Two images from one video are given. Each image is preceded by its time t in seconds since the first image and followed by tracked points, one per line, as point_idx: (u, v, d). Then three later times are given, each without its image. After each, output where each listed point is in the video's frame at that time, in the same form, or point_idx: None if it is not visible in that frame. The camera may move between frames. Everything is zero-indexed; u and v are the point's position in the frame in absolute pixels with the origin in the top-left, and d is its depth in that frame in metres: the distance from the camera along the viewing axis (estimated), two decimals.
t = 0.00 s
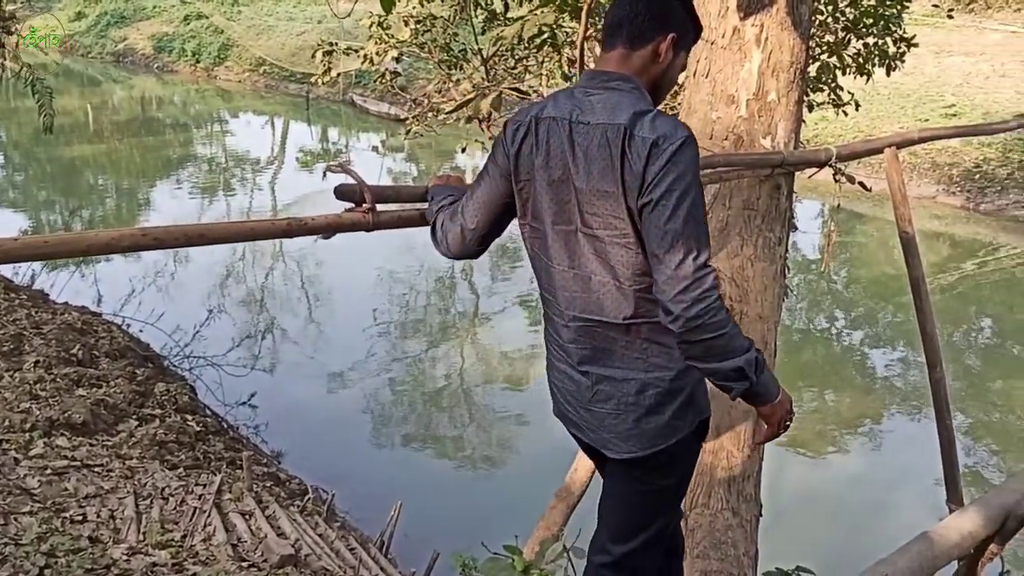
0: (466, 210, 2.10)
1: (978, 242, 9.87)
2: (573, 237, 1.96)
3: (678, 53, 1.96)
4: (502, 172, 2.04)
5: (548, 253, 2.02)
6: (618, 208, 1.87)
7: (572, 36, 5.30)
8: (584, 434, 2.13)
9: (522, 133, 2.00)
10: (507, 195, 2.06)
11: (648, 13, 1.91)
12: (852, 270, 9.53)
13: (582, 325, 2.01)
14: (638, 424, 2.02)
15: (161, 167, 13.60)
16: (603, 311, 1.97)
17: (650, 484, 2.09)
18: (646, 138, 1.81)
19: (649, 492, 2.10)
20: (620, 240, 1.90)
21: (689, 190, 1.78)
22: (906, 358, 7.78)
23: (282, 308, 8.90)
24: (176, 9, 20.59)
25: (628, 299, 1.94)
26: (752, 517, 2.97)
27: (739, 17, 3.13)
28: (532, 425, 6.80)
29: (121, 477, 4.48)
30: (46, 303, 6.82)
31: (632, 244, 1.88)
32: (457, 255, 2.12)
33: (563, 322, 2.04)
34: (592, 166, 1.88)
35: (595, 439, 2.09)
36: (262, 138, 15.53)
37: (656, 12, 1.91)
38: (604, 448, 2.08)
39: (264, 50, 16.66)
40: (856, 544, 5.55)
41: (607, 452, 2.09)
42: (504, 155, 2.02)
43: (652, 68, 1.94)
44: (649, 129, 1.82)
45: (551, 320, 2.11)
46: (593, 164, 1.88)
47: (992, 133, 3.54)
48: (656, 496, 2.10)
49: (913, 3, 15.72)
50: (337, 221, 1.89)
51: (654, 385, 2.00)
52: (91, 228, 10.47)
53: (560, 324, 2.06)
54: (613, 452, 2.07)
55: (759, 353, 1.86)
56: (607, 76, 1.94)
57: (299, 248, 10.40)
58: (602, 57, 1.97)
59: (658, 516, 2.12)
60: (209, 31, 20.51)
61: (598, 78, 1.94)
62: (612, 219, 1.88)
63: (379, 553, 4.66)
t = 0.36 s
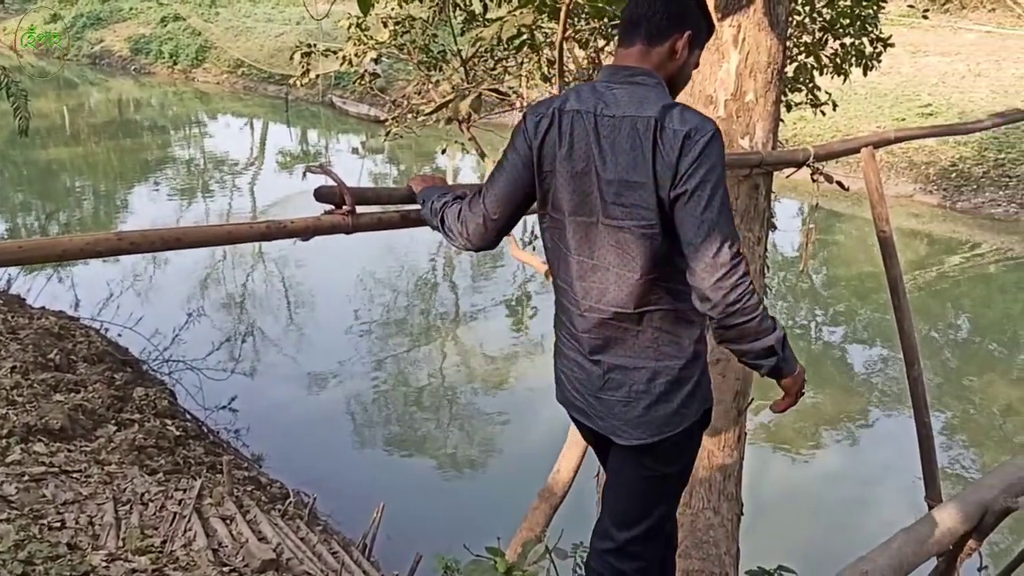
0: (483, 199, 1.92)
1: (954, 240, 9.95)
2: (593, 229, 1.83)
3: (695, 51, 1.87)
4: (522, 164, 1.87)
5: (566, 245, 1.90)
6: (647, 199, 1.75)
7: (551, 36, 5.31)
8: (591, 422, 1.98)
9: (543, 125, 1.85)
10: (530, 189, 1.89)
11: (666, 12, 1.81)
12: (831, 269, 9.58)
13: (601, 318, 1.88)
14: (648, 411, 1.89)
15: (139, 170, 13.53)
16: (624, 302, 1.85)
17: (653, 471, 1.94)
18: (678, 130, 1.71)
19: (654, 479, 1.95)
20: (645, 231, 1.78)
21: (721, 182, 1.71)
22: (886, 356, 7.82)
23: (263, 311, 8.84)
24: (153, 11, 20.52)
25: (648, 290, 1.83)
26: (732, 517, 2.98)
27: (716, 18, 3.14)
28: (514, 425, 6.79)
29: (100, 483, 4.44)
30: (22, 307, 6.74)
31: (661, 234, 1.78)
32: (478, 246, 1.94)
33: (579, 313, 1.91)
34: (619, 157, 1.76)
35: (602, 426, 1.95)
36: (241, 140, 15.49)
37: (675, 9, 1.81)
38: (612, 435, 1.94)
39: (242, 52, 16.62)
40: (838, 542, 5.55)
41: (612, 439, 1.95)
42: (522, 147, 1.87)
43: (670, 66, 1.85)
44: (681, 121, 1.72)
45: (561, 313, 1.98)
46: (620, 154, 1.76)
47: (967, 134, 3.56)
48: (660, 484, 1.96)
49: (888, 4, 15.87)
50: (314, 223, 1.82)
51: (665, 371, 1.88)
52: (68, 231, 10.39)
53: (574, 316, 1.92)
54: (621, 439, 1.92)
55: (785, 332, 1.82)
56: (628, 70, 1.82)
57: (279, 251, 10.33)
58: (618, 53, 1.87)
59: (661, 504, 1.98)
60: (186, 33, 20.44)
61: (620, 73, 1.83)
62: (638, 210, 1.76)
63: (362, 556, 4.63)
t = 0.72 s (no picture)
0: (494, 189, 1.81)
1: (933, 237, 10.02)
2: (607, 220, 1.75)
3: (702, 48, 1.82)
4: (533, 158, 1.77)
5: (580, 237, 1.80)
6: (667, 189, 1.67)
7: (531, 37, 5.32)
8: (607, 414, 1.89)
9: (555, 120, 1.75)
10: (541, 183, 1.79)
11: (672, 8, 1.76)
12: (813, 267, 9.62)
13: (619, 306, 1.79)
14: (664, 400, 1.81)
15: (119, 172, 13.45)
16: (644, 292, 1.77)
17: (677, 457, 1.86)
18: (695, 121, 1.65)
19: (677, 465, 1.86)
20: (665, 219, 1.70)
21: (742, 171, 1.65)
22: (866, 353, 7.87)
23: (244, 314, 8.81)
24: (132, 12, 20.42)
25: (667, 279, 1.75)
26: (716, 516, 2.98)
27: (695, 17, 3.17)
28: (497, 425, 6.78)
29: (80, 488, 4.40)
30: None
31: (681, 223, 1.70)
32: (487, 237, 1.84)
33: (596, 303, 1.82)
34: (637, 148, 1.68)
35: (617, 416, 1.86)
36: (222, 141, 15.44)
37: (682, 6, 1.76)
38: (628, 425, 1.86)
39: (222, 53, 16.56)
40: (818, 537, 5.60)
41: (630, 429, 1.85)
42: (532, 141, 1.77)
43: (678, 64, 1.78)
44: (698, 112, 1.65)
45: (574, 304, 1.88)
46: (636, 145, 1.68)
47: (945, 132, 3.58)
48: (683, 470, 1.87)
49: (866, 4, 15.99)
50: (297, 226, 1.75)
51: (680, 360, 1.81)
52: (47, 234, 10.31)
53: (591, 305, 1.84)
54: (640, 427, 1.84)
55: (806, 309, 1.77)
56: (639, 64, 1.75)
57: (261, 252, 10.27)
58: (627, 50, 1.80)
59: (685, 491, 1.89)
60: (165, 34, 20.34)
61: (631, 67, 1.75)
62: (656, 200, 1.68)
63: (346, 559, 4.62)
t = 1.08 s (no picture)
0: (492, 184, 1.86)
1: (906, 236, 10.11)
2: (601, 213, 1.75)
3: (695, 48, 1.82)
4: (527, 155, 1.81)
5: (574, 231, 1.81)
6: (653, 180, 1.67)
7: (507, 39, 5.31)
8: (608, 405, 1.88)
9: (548, 118, 1.78)
10: (535, 180, 1.82)
11: (665, 9, 1.77)
12: (788, 267, 9.69)
13: (615, 297, 1.80)
14: (668, 387, 1.82)
15: (91, 176, 13.32)
16: (638, 284, 1.77)
17: (677, 436, 1.88)
18: (680, 115, 1.65)
19: (677, 443, 1.89)
20: (653, 210, 1.70)
21: (727, 162, 1.65)
22: (842, 351, 7.92)
23: (220, 318, 8.75)
24: (104, 14, 20.23)
25: (660, 269, 1.75)
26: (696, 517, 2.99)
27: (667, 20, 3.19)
28: (476, 427, 6.78)
29: (53, 496, 4.36)
30: None
31: (670, 214, 1.70)
32: (485, 233, 1.90)
33: (593, 295, 1.83)
34: (624, 141, 1.69)
35: (621, 405, 1.86)
36: (196, 144, 15.34)
37: (675, 6, 1.76)
38: (631, 414, 1.85)
39: (195, 55, 16.45)
40: (796, 534, 5.62)
41: (635, 416, 1.85)
42: (526, 139, 1.80)
43: (670, 63, 1.79)
44: (684, 106, 1.66)
45: (573, 300, 1.89)
46: (624, 139, 1.69)
47: (916, 133, 3.61)
48: (683, 448, 1.90)
49: (838, 5, 16.11)
50: (269, 230, 1.72)
51: (680, 351, 1.80)
52: (18, 239, 10.19)
53: (588, 298, 1.84)
54: (645, 414, 1.84)
55: (796, 303, 1.76)
56: (630, 63, 1.77)
57: (237, 255, 10.21)
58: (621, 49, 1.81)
59: (684, 468, 1.92)
60: (137, 36, 20.14)
61: (622, 66, 1.77)
62: (645, 192, 1.69)
63: (324, 565, 4.60)
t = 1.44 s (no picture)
0: (486, 186, 1.85)
1: (881, 235, 10.20)
2: (594, 212, 1.76)
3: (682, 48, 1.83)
4: (519, 156, 1.81)
5: (566, 231, 1.82)
6: (644, 179, 1.69)
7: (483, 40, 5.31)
8: (604, 400, 1.89)
9: (540, 119, 1.79)
10: (528, 180, 1.82)
11: (654, 9, 1.78)
12: (764, 267, 9.75)
13: (610, 295, 1.81)
14: (665, 380, 1.83)
15: (65, 179, 13.20)
16: (632, 281, 1.78)
17: (672, 428, 1.89)
18: (666, 116, 1.67)
19: (673, 435, 1.90)
20: (645, 208, 1.71)
21: (710, 162, 1.67)
22: (819, 350, 7.98)
23: (197, 322, 8.70)
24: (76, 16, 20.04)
25: (654, 265, 1.76)
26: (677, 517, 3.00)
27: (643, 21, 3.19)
28: (455, 429, 6.77)
29: (27, 503, 4.32)
30: None
31: (660, 212, 1.71)
32: (479, 234, 1.88)
33: (590, 293, 1.84)
34: (615, 141, 1.71)
35: (619, 399, 1.87)
36: (171, 146, 15.23)
37: (663, 7, 1.78)
38: (628, 408, 1.87)
39: (169, 57, 16.33)
40: (774, 532, 5.65)
41: (632, 410, 1.87)
42: (518, 141, 1.81)
43: (659, 63, 1.80)
44: (671, 107, 1.68)
45: (568, 298, 1.90)
46: (615, 139, 1.71)
47: (888, 133, 3.64)
48: (676, 441, 1.91)
49: (812, 7, 16.23)
50: (243, 233, 1.70)
51: (676, 345, 1.82)
52: None
53: (584, 296, 1.85)
54: (641, 408, 1.85)
55: (769, 316, 1.75)
56: (619, 65, 1.78)
57: (213, 258, 10.15)
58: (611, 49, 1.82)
59: (677, 460, 1.94)
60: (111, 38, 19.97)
61: (611, 67, 1.78)
62: (636, 190, 1.71)
63: (302, 569, 4.58)
